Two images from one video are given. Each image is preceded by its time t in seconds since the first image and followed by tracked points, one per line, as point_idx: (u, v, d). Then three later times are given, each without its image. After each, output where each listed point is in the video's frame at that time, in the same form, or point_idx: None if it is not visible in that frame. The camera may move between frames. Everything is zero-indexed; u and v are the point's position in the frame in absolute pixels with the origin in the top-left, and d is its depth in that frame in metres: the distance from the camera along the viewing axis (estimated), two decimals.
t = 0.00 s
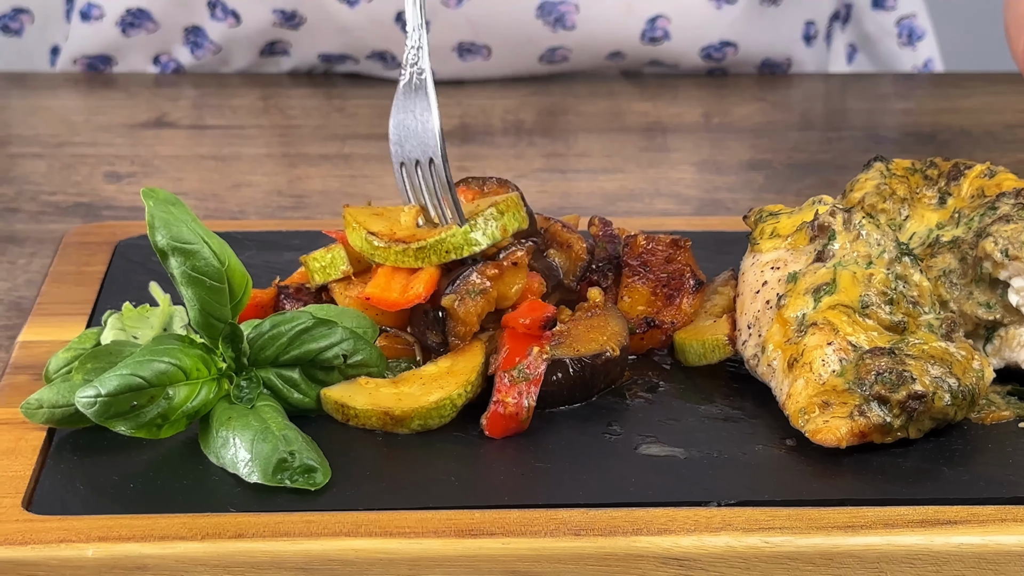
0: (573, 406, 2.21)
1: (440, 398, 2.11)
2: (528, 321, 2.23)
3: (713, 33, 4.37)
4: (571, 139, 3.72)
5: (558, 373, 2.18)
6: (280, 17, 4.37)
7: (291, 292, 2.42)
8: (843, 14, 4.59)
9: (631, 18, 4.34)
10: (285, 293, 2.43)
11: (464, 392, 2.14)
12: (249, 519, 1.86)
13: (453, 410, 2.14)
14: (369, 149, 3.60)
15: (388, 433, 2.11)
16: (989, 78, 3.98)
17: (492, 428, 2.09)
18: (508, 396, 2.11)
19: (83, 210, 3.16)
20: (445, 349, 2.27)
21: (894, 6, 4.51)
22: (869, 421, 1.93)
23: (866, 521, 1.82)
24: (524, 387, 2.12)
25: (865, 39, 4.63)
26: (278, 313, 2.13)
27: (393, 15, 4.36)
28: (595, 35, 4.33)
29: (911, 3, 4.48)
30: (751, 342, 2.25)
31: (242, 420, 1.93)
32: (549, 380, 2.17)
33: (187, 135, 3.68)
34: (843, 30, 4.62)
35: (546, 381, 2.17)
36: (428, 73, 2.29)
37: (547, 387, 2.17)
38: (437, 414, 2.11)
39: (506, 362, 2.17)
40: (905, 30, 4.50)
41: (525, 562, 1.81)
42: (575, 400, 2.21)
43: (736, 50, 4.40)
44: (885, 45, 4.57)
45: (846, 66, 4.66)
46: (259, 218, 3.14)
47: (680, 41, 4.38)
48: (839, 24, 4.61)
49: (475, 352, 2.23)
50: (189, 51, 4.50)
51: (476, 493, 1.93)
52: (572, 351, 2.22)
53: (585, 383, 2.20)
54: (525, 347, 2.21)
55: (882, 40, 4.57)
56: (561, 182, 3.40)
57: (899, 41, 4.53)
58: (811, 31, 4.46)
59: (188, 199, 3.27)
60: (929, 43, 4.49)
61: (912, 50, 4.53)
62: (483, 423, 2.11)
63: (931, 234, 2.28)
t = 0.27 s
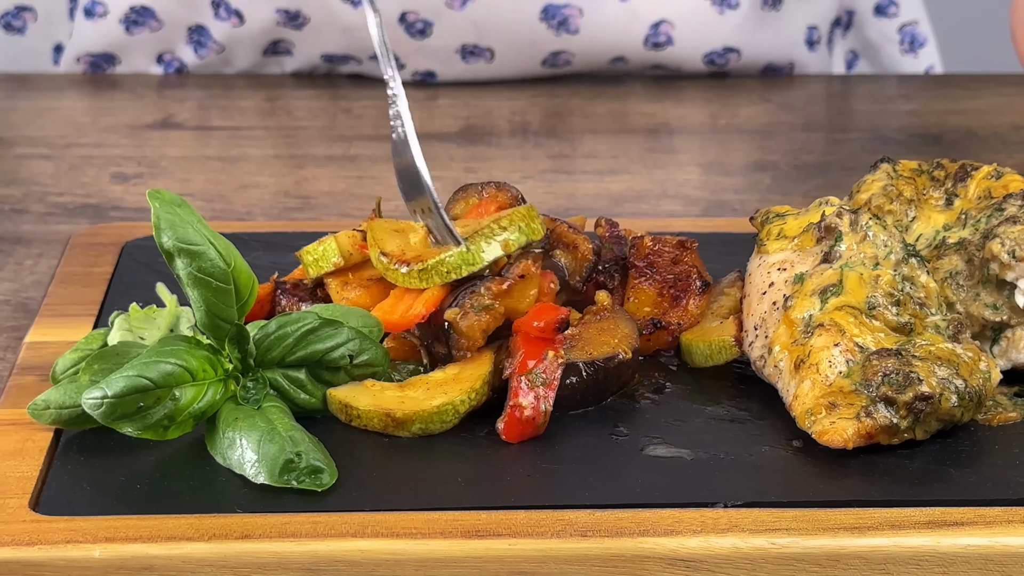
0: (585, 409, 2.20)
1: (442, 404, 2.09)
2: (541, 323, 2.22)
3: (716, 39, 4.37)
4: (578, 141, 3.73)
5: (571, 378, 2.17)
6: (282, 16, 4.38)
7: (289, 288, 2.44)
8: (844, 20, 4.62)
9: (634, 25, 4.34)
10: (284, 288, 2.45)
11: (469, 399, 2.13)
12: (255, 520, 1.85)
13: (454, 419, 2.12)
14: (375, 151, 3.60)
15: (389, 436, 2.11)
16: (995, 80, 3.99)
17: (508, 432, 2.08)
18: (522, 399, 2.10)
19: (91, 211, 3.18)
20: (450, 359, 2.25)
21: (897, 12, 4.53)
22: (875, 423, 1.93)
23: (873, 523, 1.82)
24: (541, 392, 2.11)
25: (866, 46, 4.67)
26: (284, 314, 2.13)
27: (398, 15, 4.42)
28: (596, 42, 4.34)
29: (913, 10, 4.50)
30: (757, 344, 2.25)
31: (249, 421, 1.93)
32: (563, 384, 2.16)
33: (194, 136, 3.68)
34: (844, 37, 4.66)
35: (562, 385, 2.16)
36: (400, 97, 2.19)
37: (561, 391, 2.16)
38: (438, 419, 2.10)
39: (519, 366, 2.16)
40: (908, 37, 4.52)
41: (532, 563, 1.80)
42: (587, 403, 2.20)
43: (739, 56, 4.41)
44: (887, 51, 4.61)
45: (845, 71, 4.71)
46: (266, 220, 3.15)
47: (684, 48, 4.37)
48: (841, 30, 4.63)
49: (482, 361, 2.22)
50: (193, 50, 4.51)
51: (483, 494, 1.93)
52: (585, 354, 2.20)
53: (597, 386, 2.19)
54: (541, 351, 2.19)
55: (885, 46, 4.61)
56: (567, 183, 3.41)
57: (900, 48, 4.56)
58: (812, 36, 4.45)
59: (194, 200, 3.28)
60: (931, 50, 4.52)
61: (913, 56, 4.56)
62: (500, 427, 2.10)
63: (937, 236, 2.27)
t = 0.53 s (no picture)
0: (590, 409, 2.21)
1: (449, 406, 2.09)
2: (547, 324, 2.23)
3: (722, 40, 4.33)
4: (584, 142, 3.74)
5: (578, 377, 2.17)
6: (289, 19, 4.30)
7: (295, 289, 2.44)
8: (851, 22, 4.59)
9: (642, 25, 4.29)
10: (289, 290, 2.45)
11: (475, 400, 2.12)
12: (262, 521, 1.85)
13: (463, 417, 2.12)
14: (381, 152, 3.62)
15: (396, 436, 2.11)
16: (1000, 82, 4.01)
17: (515, 433, 2.08)
18: (527, 400, 2.09)
19: (97, 212, 3.19)
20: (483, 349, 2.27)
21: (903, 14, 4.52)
22: (882, 424, 1.93)
23: (879, 524, 1.81)
24: (545, 391, 2.11)
25: (871, 48, 4.68)
26: (290, 316, 2.13)
27: (404, 15, 4.30)
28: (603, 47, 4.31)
29: (919, 12, 4.50)
30: (763, 345, 2.26)
31: (255, 422, 1.93)
32: (568, 384, 2.16)
33: (199, 137, 3.69)
34: (851, 38, 4.65)
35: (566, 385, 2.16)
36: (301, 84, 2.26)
37: (566, 391, 2.16)
38: (444, 420, 2.09)
39: (524, 367, 2.15)
40: (914, 39, 4.54)
41: (538, 564, 1.80)
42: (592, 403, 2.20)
43: (745, 58, 4.37)
44: (894, 53, 4.63)
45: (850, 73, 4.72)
46: (273, 221, 3.16)
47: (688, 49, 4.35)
48: (848, 32, 4.61)
49: (489, 362, 2.20)
50: (198, 52, 4.49)
51: (490, 495, 1.93)
52: (590, 355, 2.20)
53: (602, 386, 2.20)
54: (545, 351, 2.19)
55: (891, 48, 4.62)
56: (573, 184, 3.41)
57: (906, 50, 4.58)
58: (816, 37, 4.44)
59: (201, 200, 3.29)
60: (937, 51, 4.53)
61: (920, 58, 4.58)
62: (505, 429, 2.10)
63: (944, 237, 2.28)
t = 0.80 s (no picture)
0: (593, 411, 2.21)
1: (453, 407, 2.09)
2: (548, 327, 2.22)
3: (724, 44, 4.32)
4: (588, 144, 3.75)
5: (581, 380, 2.17)
6: (293, 31, 4.26)
7: (299, 291, 2.44)
8: (856, 22, 4.52)
9: (642, 28, 4.26)
10: (293, 291, 2.45)
11: (478, 402, 2.12)
12: (265, 522, 1.84)
13: (466, 419, 2.12)
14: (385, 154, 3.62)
15: (399, 437, 2.11)
16: (1004, 83, 4.01)
17: (519, 434, 2.08)
18: (531, 402, 2.10)
19: (101, 214, 3.21)
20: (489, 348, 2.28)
21: (908, 15, 4.45)
22: (885, 425, 1.93)
23: (885, 526, 1.80)
24: (549, 393, 2.12)
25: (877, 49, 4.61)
26: (294, 317, 2.14)
27: (409, 23, 4.26)
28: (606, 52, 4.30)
29: (924, 11, 4.43)
30: (767, 346, 2.27)
31: (258, 423, 1.93)
32: (572, 386, 2.16)
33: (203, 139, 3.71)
34: (855, 38, 4.59)
35: (569, 387, 2.16)
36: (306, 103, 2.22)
37: (570, 393, 2.16)
38: (449, 422, 2.10)
39: (528, 368, 2.16)
40: (919, 39, 4.49)
41: (542, 566, 1.79)
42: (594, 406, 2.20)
43: (747, 59, 4.36)
44: (899, 54, 4.57)
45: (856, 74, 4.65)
46: (277, 222, 3.17)
47: (693, 53, 4.32)
48: (852, 32, 4.55)
49: (494, 364, 2.21)
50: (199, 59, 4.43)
51: (494, 496, 1.92)
52: (593, 356, 2.20)
53: (607, 388, 2.19)
54: (548, 353, 2.19)
55: (896, 48, 4.56)
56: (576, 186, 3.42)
57: (912, 50, 4.53)
58: (817, 36, 4.40)
59: (204, 202, 3.30)
60: (942, 51, 4.49)
61: (925, 58, 4.53)
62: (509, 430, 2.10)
63: (947, 239, 2.29)
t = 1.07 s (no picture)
0: (595, 413, 2.21)
1: (454, 409, 2.09)
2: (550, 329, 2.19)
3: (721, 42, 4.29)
4: (590, 146, 3.77)
5: (581, 382, 2.18)
6: (293, 41, 4.27)
7: (300, 293, 2.45)
8: (856, 19, 4.53)
9: (641, 27, 4.22)
10: (295, 293, 2.45)
11: (480, 404, 2.12)
12: (267, 524, 1.84)
13: (468, 422, 2.12)
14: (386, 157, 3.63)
15: (401, 439, 2.11)
16: (1005, 85, 4.01)
17: (520, 436, 2.09)
18: (535, 404, 2.10)
19: (103, 216, 3.22)
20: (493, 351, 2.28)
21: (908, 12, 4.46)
22: (887, 427, 1.93)
23: (886, 528, 1.80)
24: (552, 395, 2.12)
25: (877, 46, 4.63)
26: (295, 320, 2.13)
27: (409, 31, 4.22)
28: (606, 54, 4.28)
29: (924, 10, 4.44)
30: (768, 348, 2.27)
31: (260, 425, 1.93)
32: (573, 389, 2.17)
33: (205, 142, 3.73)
34: (856, 36, 4.60)
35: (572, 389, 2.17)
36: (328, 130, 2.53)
37: (572, 395, 2.17)
38: (450, 424, 2.09)
39: (530, 371, 2.15)
40: (919, 37, 4.49)
41: (543, 568, 1.79)
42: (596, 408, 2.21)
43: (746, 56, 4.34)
44: (900, 51, 4.58)
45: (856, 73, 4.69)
46: (278, 225, 3.17)
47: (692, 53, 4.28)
48: (852, 30, 4.56)
49: (496, 365, 2.21)
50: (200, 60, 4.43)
51: (496, 499, 1.92)
52: (595, 358, 2.20)
53: (608, 391, 2.20)
54: (551, 355, 2.18)
55: (897, 45, 4.57)
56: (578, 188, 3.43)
57: (911, 48, 4.55)
58: (816, 34, 4.37)
59: (206, 204, 3.31)
60: (942, 49, 4.50)
61: (924, 56, 4.56)
62: (512, 433, 2.10)
63: (948, 242, 2.29)
